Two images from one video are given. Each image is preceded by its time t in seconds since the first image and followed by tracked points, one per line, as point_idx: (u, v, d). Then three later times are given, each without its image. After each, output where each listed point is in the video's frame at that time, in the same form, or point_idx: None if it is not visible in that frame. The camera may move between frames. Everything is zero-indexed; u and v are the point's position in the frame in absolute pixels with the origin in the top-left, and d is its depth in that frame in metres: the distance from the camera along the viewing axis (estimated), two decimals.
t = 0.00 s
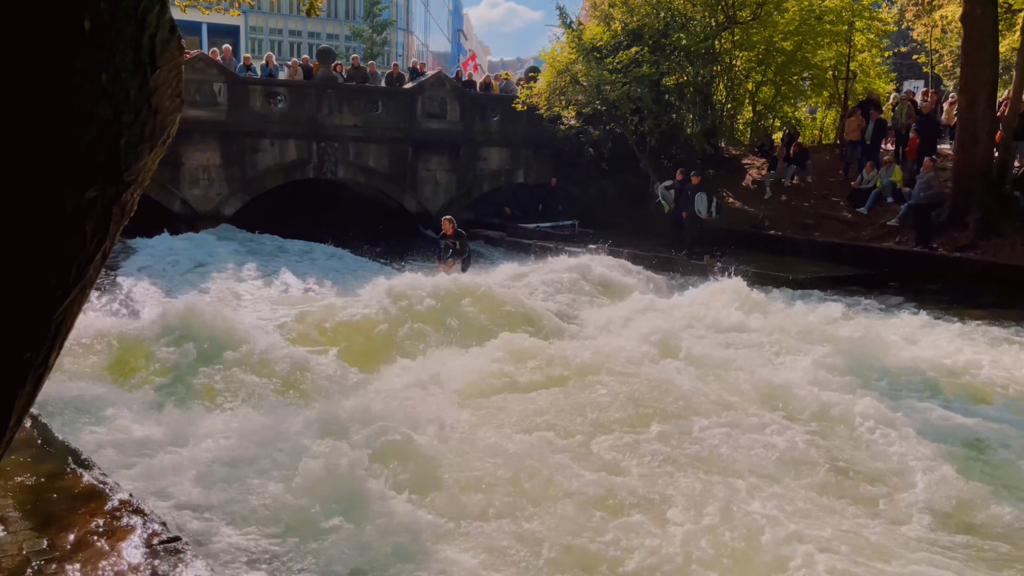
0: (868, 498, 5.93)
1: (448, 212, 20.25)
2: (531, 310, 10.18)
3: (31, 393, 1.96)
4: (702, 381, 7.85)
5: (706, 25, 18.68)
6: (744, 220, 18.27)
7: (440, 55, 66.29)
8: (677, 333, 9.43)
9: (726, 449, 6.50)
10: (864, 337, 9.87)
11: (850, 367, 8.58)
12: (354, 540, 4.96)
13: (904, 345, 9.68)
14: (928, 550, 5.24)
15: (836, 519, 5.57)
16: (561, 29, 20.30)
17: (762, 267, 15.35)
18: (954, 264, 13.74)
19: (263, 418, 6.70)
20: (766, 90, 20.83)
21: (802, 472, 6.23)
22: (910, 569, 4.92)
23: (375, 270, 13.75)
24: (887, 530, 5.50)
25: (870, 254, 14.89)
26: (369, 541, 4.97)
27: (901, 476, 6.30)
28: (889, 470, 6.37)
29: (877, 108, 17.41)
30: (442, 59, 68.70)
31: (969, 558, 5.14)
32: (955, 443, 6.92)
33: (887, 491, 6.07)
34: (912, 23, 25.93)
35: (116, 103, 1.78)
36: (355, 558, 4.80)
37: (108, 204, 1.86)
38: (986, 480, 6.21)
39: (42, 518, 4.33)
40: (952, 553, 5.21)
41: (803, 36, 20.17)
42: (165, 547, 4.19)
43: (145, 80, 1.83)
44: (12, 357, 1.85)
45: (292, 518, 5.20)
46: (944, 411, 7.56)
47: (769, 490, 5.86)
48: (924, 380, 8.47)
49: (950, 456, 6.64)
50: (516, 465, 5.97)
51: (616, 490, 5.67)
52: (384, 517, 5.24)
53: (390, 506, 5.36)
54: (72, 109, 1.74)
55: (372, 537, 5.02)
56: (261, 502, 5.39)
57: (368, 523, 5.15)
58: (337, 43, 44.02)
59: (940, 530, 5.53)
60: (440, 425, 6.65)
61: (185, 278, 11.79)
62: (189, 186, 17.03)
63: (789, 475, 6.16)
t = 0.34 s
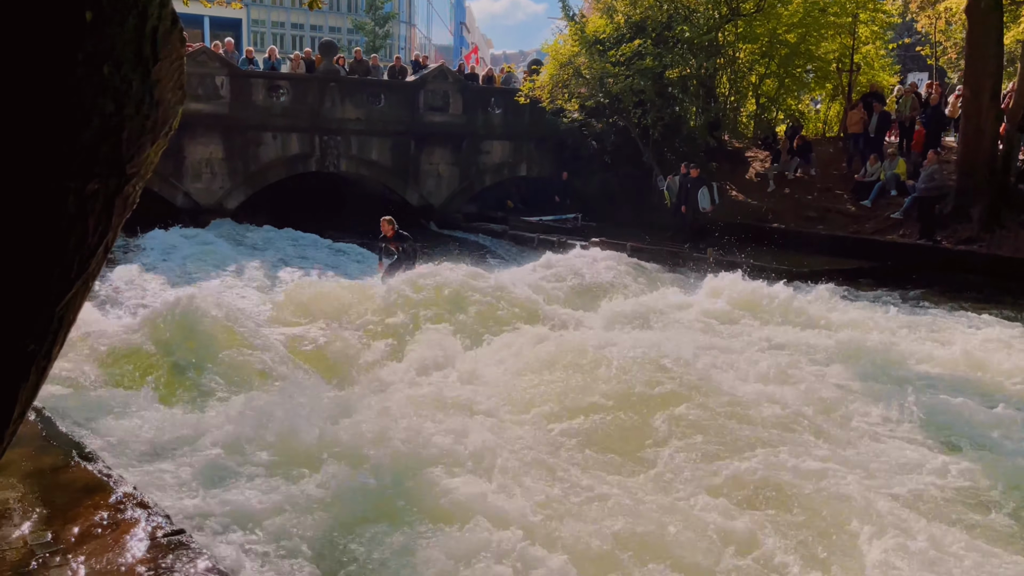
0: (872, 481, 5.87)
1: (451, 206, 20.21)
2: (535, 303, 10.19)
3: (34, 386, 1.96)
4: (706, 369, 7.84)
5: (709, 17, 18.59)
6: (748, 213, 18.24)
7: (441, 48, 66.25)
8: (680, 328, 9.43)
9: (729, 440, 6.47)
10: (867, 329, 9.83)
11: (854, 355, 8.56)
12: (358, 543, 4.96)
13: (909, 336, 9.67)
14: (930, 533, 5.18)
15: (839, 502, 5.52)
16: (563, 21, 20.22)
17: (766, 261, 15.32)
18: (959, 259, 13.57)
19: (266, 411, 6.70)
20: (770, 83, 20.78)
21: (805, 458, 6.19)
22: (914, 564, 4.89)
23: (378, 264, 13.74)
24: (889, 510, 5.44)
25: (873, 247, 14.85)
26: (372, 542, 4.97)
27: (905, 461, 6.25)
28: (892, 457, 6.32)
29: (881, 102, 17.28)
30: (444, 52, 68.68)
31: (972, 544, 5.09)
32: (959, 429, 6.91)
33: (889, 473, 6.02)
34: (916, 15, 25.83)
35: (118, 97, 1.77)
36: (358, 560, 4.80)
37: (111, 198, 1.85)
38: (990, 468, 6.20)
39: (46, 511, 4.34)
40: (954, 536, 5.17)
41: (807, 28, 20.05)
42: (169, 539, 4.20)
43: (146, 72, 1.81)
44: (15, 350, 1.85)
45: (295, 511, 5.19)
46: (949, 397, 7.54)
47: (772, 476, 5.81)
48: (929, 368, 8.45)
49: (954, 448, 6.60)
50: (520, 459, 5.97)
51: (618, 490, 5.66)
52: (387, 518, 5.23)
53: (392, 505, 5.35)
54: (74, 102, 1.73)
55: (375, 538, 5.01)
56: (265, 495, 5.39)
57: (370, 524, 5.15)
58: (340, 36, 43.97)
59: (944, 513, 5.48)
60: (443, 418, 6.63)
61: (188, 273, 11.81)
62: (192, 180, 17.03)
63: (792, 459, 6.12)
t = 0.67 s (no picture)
0: (876, 479, 5.84)
1: (455, 201, 20.18)
2: (538, 299, 10.18)
3: (39, 380, 1.95)
4: (710, 369, 7.84)
5: (713, 10, 18.52)
6: (752, 208, 18.20)
7: (444, 43, 66.15)
8: (685, 324, 9.40)
9: (732, 438, 6.44)
10: (870, 324, 9.80)
11: (858, 355, 8.54)
12: (361, 530, 4.94)
13: (913, 331, 9.65)
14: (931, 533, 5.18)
15: (838, 502, 5.51)
16: (567, 15, 20.14)
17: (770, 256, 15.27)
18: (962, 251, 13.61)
19: (269, 408, 6.67)
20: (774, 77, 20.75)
21: (806, 457, 6.18)
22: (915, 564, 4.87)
23: (382, 260, 13.73)
24: (891, 511, 5.42)
25: (878, 241, 14.79)
26: (375, 534, 4.94)
27: (907, 462, 6.21)
28: (896, 456, 6.30)
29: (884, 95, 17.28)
30: (447, 46, 68.56)
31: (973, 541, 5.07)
32: (962, 433, 6.90)
33: (891, 472, 5.99)
34: (920, 9, 25.76)
35: (121, 91, 1.77)
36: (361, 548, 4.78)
37: (113, 192, 1.85)
38: (994, 468, 6.18)
39: (52, 504, 4.36)
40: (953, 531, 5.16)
41: (811, 22, 20.01)
42: (174, 533, 4.21)
43: (150, 68, 1.81)
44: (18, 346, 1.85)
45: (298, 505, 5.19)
46: (954, 398, 7.52)
47: (777, 477, 5.78)
48: (934, 365, 8.43)
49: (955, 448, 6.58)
50: (524, 453, 5.97)
51: (623, 478, 5.64)
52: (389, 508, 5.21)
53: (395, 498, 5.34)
54: (78, 96, 1.72)
55: (378, 528, 4.99)
56: (267, 490, 5.38)
57: (373, 514, 5.14)
58: (343, 31, 43.94)
59: (944, 510, 5.46)
60: (444, 415, 6.60)
61: (192, 268, 11.82)
62: (195, 174, 17.03)
63: (793, 458, 6.11)
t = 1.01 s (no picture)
0: (883, 474, 5.82)
1: (460, 196, 20.18)
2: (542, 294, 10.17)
3: (46, 376, 1.95)
4: (715, 365, 7.84)
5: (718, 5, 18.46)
6: (757, 202, 18.16)
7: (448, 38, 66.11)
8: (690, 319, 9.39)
9: (738, 434, 6.43)
10: (875, 318, 9.78)
11: (863, 350, 8.53)
12: (366, 527, 4.96)
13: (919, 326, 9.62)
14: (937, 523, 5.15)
15: (845, 497, 5.49)
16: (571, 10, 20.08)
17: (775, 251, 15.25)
18: (968, 247, 13.51)
19: (275, 404, 6.69)
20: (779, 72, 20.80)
21: (812, 453, 6.16)
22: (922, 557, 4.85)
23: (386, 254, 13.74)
24: (897, 505, 5.40)
25: (884, 235, 14.74)
26: (380, 530, 4.93)
27: (913, 455, 6.20)
28: (902, 450, 6.28)
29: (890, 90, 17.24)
30: (452, 42, 68.51)
31: (976, 531, 5.05)
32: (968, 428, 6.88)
33: (897, 466, 5.98)
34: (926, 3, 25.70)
35: (127, 86, 1.75)
36: (364, 545, 4.78)
37: (120, 189, 1.82)
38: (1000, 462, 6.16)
39: (61, 499, 4.39)
40: (958, 524, 5.13)
41: (816, 17, 20.01)
42: (181, 527, 4.22)
43: (157, 63, 1.77)
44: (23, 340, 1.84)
45: (303, 503, 5.19)
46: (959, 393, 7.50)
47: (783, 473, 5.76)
48: (940, 360, 8.41)
49: (960, 441, 6.57)
50: (529, 449, 5.96)
51: (628, 472, 5.62)
52: (394, 505, 5.21)
53: (400, 493, 5.34)
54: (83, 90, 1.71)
55: (383, 524, 4.99)
56: (273, 486, 5.39)
57: (379, 510, 5.13)
58: (347, 27, 43.90)
59: (948, 503, 5.44)
60: (450, 410, 6.60)
61: (197, 264, 11.85)
62: (200, 170, 17.03)
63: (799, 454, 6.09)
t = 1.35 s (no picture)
0: (889, 473, 5.83)
1: (465, 193, 20.17)
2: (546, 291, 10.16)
3: (59, 373, 1.96)
4: (720, 363, 7.85)
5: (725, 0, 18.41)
6: (762, 198, 18.16)
7: (454, 35, 65.98)
8: (696, 316, 9.39)
9: (743, 432, 6.40)
10: (881, 317, 9.73)
11: (869, 347, 8.53)
12: (373, 523, 4.98)
13: (926, 323, 9.59)
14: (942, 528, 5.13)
15: (852, 493, 5.50)
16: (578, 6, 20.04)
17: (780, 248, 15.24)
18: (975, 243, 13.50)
19: (280, 400, 6.69)
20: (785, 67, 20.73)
21: (818, 450, 6.16)
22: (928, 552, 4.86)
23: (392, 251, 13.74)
24: (905, 502, 5.41)
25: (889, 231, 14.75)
26: (387, 526, 4.96)
27: (918, 453, 6.17)
28: (908, 449, 6.25)
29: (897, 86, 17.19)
30: (458, 38, 68.43)
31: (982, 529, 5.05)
32: (974, 426, 6.88)
33: (902, 465, 5.95)
34: None
35: (138, 86, 1.77)
36: (369, 541, 4.79)
37: (132, 186, 1.84)
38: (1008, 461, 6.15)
39: (72, 494, 4.43)
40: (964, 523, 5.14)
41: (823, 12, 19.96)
42: (189, 524, 4.25)
43: (167, 62, 1.80)
44: (39, 338, 1.86)
45: (311, 500, 5.20)
46: (966, 392, 7.49)
47: (792, 469, 5.78)
48: (945, 358, 8.39)
49: (967, 440, 6.53)
50: (536, 444, 5.98)
51: (633, 470, 5.64)
52: (400, 502, 5.21)
53: (405, 490, 5.35)
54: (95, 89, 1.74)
55: (389, 522, 5.00)
56: (279, 482, 5.41)
57: (386, 508, 5.16)
58: (352, 23, 43.85)
59: (954, 504, 5.43)
60: (454, 408, 6.60)
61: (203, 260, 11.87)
62: (206, 167, 17.07)
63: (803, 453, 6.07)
